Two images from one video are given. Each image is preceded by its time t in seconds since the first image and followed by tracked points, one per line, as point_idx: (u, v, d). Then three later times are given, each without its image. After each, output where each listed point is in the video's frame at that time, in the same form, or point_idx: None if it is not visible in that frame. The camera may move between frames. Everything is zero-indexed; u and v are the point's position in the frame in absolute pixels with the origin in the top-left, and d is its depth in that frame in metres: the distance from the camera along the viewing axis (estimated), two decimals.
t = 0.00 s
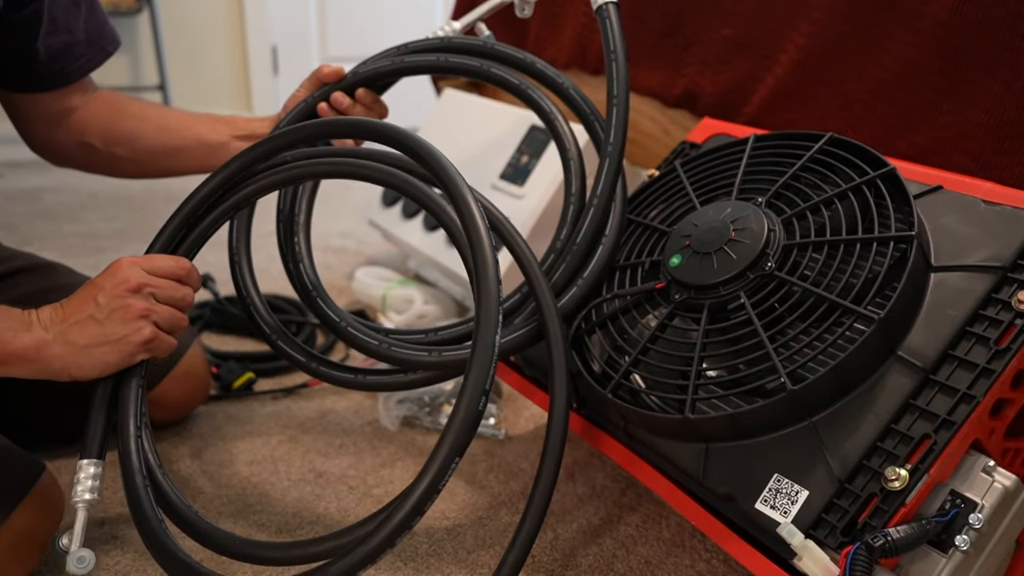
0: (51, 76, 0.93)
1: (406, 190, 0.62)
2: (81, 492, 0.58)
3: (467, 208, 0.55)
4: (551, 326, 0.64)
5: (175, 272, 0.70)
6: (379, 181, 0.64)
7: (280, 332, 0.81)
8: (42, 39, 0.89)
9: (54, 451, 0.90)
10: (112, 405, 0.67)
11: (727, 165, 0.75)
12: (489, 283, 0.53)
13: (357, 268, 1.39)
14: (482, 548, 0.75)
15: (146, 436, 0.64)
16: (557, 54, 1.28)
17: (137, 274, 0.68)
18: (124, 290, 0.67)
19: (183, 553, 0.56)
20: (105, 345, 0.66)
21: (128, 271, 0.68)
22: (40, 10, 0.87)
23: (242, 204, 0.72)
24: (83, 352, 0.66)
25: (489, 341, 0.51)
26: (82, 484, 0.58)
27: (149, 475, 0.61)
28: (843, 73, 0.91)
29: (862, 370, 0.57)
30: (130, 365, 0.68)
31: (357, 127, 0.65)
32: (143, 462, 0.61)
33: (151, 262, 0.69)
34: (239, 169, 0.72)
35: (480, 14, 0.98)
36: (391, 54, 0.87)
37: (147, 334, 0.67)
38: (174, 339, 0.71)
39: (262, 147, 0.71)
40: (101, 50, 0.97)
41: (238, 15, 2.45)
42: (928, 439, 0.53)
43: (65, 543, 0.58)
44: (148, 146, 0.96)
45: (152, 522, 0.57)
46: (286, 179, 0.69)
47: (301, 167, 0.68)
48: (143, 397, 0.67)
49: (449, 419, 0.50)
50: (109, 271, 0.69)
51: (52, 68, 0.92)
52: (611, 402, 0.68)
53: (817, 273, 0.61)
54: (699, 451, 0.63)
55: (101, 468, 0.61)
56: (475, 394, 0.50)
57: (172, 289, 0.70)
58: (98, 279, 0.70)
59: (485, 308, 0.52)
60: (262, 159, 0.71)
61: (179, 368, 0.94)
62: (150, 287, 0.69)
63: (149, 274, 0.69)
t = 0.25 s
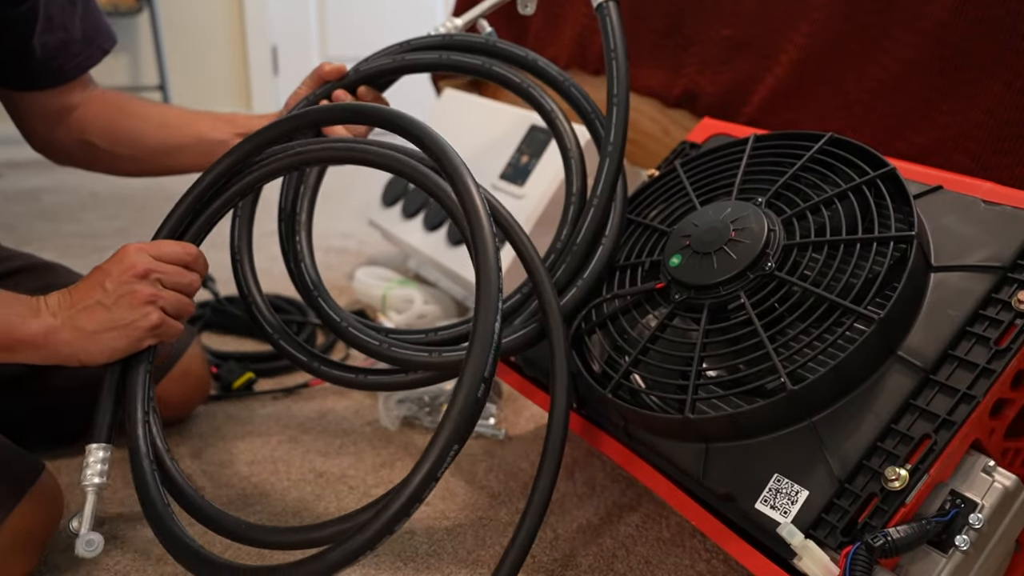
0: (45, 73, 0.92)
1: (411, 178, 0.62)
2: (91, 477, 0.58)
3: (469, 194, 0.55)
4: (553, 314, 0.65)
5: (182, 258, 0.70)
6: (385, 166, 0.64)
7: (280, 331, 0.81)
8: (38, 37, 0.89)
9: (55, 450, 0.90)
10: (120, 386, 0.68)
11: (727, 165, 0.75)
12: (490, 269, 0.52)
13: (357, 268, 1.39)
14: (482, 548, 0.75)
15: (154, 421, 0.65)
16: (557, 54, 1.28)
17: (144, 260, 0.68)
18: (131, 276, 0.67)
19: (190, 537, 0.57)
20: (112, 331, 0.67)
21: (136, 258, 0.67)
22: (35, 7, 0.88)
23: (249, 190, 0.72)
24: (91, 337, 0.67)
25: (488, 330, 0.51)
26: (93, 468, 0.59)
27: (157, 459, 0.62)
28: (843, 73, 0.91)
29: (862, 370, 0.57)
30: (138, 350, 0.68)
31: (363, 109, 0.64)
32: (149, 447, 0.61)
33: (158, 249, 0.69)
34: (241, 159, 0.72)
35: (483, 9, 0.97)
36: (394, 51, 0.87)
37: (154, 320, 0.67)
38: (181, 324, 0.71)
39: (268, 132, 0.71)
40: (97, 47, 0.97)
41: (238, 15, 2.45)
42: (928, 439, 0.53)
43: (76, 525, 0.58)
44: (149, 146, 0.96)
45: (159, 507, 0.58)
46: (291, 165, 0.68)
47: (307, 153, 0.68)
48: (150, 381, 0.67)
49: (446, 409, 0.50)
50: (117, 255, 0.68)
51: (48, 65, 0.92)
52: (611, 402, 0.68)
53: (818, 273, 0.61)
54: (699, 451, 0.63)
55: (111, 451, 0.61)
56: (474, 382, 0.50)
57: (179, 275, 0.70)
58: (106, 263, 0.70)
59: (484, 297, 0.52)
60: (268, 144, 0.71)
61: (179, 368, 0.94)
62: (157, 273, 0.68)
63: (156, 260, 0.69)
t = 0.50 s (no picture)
0: (54, 75, 0.92)
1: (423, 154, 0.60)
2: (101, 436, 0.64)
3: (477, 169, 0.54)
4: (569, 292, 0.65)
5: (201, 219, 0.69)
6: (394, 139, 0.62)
7: (280, 329, 0.81)
8: (47, 40, 0.89)
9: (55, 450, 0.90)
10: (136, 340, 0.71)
11: (726, 165, 0.75)
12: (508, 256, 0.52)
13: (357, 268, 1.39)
14: (483, 548, 0.75)
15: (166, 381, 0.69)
16: (557, 54, 1.28)
17: (161, 223, 0.67)
18: (147, 239, 0.67)
19: (190, 507, 0.62)
20: (126, 295, 0.68)
21: (151, 220, 0.67)
22: (45, 10, 0.88)
23: (262, 154, 0.69)
24: (104, 301, 0.68)
25: (511, 315, 0.52)
26: (104, 425, 0.64)
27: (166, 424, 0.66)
28: (843, 73, 0.90)
29: (863, 370, 0.57)
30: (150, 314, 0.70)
31: (358, 83, 0.61)
32: (160, 410, 0.66)
33: (175, 206, 0.68)
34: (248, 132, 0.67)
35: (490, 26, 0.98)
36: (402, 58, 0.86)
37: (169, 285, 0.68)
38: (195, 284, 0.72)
39: (260, 114, 0.66)
40: (106, 50, 0.97)
41: (238, 15, 2.45)
42: (928, 439, 0.53)
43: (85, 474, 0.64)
44: (149, 146, 0.96)
45: (166, 475, 0.63)
46: (307, 134, 0.66)
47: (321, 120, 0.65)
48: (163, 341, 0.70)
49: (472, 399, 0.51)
50: (134, 216, 0.67)
51: (56, 68, 0.92)
52: (611, 402, 0.68)
53: (817, 273, 0.61)
54: (699, 451, 0.63)
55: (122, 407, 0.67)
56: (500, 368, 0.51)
57: (197, 238, 0.69)
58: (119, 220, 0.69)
59: (504, 285, 0.52)
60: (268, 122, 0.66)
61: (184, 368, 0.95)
62: (173, 237, 0.68)
63: (174, 222, 0.68)
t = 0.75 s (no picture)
0: (59, 80, 0.93)
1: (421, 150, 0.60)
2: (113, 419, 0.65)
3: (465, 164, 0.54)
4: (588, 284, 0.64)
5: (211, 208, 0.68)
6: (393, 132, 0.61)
7: (279, 329, 0.81)
8: (52, 46, 0.89)
9: (55, 450, 0.90)
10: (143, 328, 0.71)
11: (726, 165, 0.75)
12: (502, 258, 0.52)
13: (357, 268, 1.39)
14: (483, 549, 0.75)
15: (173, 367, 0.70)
16: (557, 54, 1.28)
17: (174, 209, 0.66)
18: (160, 227, 0.66)
19: (189, 509, 0.62)
20: (136, 281, 0.67)
21: (164, 206, 0.66)
22: (51, 16, 0.88)
23: (267, 147, 0.69)
24: (115, 285, 0.67)
25: (508, 315, 0.52)
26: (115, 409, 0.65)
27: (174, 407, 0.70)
28: (843, 73, 0.90)
29: (862, 370, 0.57)
30: (159, 299, 0.70)
31: (351, 84, 0.60)
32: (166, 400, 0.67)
33: (188, 191, 0.66)
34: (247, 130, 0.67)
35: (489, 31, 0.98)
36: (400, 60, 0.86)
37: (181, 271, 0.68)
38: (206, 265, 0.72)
39: (257, 112, 0.65)
40: (111, 55, 0.97)
41: (238, 15, 2.45)
42: (928, 439, 0.53)
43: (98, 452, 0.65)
44: (149, 147, 0.96)
45: (166, 477, 0.63)
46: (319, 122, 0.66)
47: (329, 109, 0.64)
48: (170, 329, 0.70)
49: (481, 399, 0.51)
50: (148, 201, 0.66)
51: (61, 72, 0.92)
52: (611, 402, 0.68)
53: (818, 273, 0.61)
54: (699, 451, 0.63)
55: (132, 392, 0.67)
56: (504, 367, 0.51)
57: (208, 224, 0.68)
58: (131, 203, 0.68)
59: (499, 289, 0.52)
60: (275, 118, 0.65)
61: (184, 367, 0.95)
62: (186, 224, 0.67)
63: (186, 207, 0.67)
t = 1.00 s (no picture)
0: (59, 83, 0.93)
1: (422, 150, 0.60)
2: (108, 429, 0.65)
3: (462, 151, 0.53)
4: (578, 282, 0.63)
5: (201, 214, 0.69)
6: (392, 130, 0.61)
7: (279, 331, 0.81)
8: (53, 51, 0.89)
9: (55, 450, 0.90)
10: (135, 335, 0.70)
11: (726, 166, 0.75)
12: (498, 251, 0.51)
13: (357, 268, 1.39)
14: (483, 549, 0.75)
15: (167, 373, 0.69)
16: (557, 54, 1.28)
17: (163, 213, 0.67)
18: (149, 230, 0.66)
19: (186, 512, 0.62)
20: (128, 287, 0.68)
21: (154, 210, 0.66)
22: (52, 20, 0.87)
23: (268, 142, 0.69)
24: (105, 292, 0.68)
25: (501, 313, 0.51)
26: (109, 418, 0.65)
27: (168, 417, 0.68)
28: (843, 73, 0.90)
29: (862, 370, 0.57)
30: (150, 306, 0.70)
31: (350, 74, 0.60)
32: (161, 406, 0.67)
33: (177, 196, 0.67)
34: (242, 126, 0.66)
35: (486, 23, 0.97)
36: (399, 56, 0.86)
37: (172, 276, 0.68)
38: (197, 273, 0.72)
39: (246, 111, 0.66)
40: (111, 58, 0.97)
41: (238, 15, 2.45)
42: (928, 439, 0.53)
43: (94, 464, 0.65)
44: (149, 147, 0.96)
45: (164, 483, 0.63)
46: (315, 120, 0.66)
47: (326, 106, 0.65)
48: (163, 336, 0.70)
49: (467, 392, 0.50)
50: (138, 206, 0.67)
51: (62, 76, 0.92)
52: (611, 401, 0.68)
53: (818, 273, 0.61)
54: (699, 451, 0.63)
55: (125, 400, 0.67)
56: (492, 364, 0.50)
57: (199, 227, 0.69)
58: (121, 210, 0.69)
59: (494, 281, 0.51)
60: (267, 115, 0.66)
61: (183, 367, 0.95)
62: (175, 227, 0.67)
63: (175, 211, 0.67)
